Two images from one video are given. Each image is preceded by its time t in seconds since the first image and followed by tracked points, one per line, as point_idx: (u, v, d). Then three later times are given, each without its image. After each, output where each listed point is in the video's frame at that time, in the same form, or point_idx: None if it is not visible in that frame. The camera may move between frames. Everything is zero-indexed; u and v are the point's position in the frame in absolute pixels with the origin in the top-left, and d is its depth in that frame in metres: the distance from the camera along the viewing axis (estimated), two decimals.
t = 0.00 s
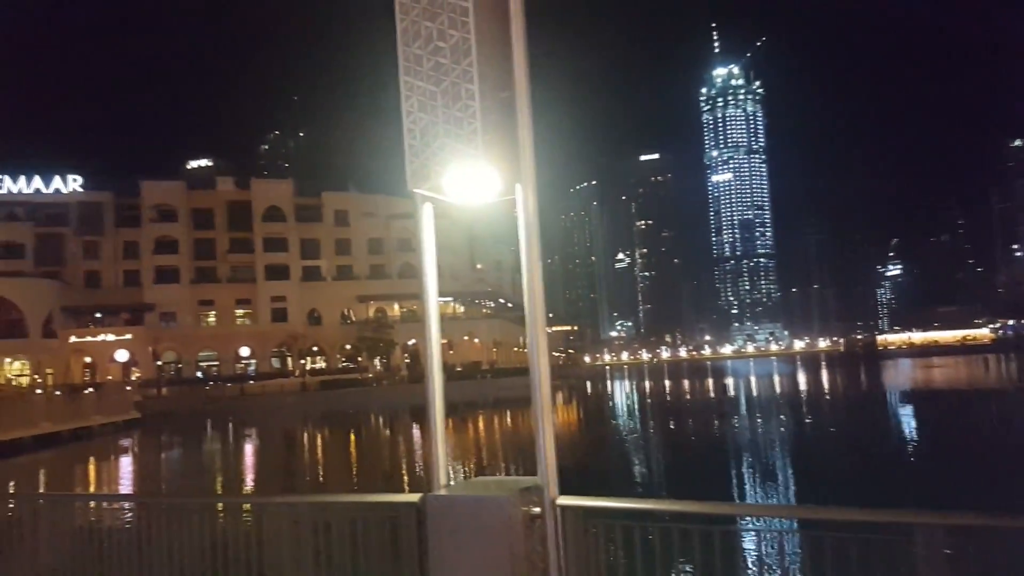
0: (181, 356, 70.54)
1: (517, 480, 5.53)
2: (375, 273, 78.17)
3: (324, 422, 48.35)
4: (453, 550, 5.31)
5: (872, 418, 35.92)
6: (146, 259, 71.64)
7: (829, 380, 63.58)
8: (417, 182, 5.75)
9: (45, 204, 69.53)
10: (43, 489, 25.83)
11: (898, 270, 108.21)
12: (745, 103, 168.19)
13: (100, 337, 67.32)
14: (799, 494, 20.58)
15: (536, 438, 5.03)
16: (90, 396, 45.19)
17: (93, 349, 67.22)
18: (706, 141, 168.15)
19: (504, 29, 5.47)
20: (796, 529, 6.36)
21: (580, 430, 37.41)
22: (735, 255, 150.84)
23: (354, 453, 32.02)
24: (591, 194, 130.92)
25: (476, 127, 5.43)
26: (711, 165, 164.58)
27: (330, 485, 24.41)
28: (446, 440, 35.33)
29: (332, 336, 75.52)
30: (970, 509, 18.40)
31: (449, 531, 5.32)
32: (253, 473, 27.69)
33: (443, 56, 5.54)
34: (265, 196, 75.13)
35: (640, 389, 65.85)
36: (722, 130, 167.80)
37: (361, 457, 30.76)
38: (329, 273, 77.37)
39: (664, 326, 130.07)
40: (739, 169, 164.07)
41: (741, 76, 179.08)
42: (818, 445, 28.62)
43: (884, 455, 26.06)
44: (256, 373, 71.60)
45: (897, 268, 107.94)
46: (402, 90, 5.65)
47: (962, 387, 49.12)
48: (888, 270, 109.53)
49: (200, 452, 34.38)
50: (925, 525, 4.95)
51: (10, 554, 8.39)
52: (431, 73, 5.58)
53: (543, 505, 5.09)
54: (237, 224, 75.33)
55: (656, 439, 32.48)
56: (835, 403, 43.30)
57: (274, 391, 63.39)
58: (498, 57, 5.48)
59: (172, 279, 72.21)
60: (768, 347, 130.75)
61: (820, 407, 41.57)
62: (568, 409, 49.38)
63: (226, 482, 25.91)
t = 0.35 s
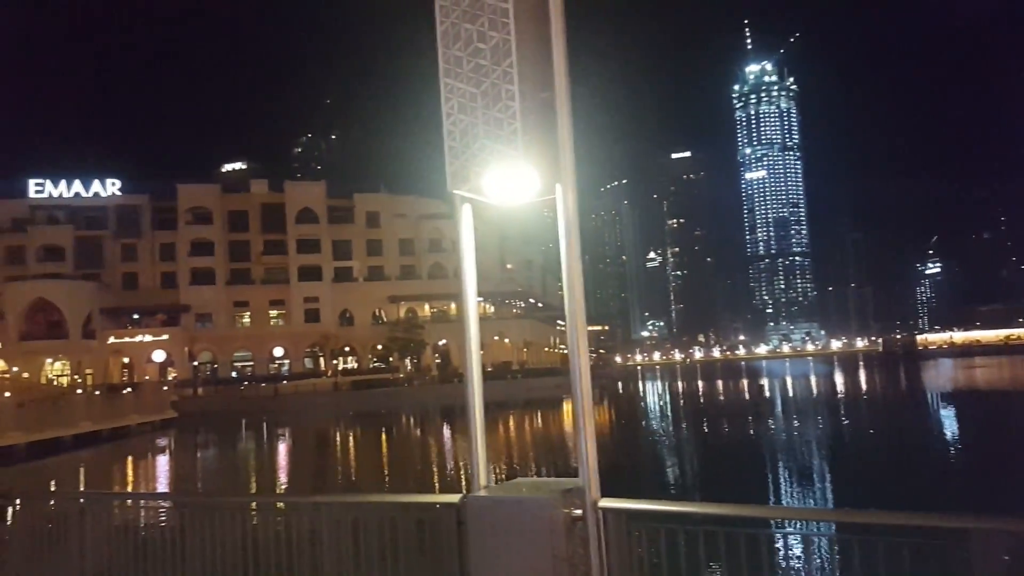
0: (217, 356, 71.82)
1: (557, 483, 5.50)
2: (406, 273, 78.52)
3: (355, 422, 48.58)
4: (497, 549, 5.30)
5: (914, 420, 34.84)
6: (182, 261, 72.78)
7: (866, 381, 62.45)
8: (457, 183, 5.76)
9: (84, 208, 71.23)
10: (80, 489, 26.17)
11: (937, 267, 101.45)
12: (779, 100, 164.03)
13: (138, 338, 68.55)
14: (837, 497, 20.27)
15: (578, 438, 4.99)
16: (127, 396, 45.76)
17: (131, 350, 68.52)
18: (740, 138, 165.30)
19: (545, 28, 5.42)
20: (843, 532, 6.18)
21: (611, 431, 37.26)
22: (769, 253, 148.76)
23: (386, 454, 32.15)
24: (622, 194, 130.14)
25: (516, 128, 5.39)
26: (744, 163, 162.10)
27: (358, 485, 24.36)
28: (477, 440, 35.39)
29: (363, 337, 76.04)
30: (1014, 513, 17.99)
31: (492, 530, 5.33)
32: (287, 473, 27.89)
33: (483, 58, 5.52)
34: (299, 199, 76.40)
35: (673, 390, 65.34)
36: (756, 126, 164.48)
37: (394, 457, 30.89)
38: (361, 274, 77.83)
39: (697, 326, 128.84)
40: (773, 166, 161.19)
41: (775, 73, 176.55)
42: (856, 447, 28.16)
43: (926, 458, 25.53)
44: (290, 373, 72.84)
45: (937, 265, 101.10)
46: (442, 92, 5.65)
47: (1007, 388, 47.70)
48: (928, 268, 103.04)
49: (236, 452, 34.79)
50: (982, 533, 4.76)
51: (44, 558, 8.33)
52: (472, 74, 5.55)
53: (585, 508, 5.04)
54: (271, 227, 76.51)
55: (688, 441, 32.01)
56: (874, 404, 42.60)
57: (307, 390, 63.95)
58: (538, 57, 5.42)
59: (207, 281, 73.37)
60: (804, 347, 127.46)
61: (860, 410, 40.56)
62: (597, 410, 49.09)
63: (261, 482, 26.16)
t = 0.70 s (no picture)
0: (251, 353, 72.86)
1: (597, 481, 5.49)
2: (435, 271, 78.81)
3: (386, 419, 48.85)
4: (534, 549, 5.31)
5: (952, 418, 34.23)
6: (217, 260, 74.18)
7: (904, 379, 61.22)
8: (493, 180, 5.78)
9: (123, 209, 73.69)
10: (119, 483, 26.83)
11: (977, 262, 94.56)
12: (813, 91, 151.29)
13: (173, 336, 69.80)
14: (873, 497, 19.99)
15: (617, 434, 4.99)
16: (165, 392, 46.57)
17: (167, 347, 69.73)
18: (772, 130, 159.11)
19: (582, 23, 5.39)
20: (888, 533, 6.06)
21: (642, 428, 37.18)
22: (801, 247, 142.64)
23: (417, 450, 32.39)
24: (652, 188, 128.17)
25: (553, 124, 5.39)
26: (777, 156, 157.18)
27: (391, 482, 24.58)
28: (507, 437, 35.52)
29: (393, 334, 76.35)
30: None
31: (530, 529, 5.34)
32: (318, 468, 28.39)
33: (520, 54, 5.53)
34: (330, 198, 77.20)
35: (704, 388, 64.78)
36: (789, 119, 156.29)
37: (424, 453, 31.16)
38: (391, 271, 78.26)
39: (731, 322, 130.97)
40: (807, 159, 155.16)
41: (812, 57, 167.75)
42: (893, 446, 27.76)
43: (966, 457, 25.02)
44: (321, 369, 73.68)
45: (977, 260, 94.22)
46: (478, 90, 5.69)
47: None
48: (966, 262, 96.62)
49: (269, 447, 35.25)
50: None
51: (79, 549, 8.28)
52: (509, 71, 5.57)
53: (625, 507, 5.04)
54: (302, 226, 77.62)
55: (719, 439, 31.81)
56: (912, 402, 41.89)
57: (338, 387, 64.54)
58: (576, 55, 5.40)
59: (241, 279, 74.59)
60: (840, 345, 123.62)
61: (899, 408, 39.77)
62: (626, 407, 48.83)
63: (295, 476, 26.58)
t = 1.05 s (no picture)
0: (281, 345, 73.48)
1: (633, 477, 5.45)
2: (462, 265, 78.97)
3: (414, 412, 49.01)
4: (568, 546, 5.30)
5: (989, 417, 33.50)
6: (249, 253, 74.92)
7: (941, 375, 60.08)
8: (528, 174, 5.78)
9: (155, 203, 75.32)
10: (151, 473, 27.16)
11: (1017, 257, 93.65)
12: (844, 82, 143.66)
13: (206, 329, 70.29)
14: (909, 496, 19.74)
15: (653, 427, 4.95)
16: (197, 383, 47.05)
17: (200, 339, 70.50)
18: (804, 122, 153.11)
19: (619, 18, 5.36)
20: (927, 534, 6.00)
21: (671, 424, 37.00)
22: (835, 241, 145.14)
23: (443, 444, 32.29)
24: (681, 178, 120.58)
25: (588, 117, 5.34)
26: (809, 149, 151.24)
27: (418, 476, 24.58)
28: (532, 432, 35.38)
29: (421, 327, 76.44)
30: None
31: (563, 524, 5.34)
32: (345, 461, 28.36)
33: (555, 48, 5.50)
34: (359, 192, 77.81)
35: (736, 383, 64.10)
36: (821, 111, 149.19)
37: (450, 448, 31.05)
38: (418, 265, 78.59)
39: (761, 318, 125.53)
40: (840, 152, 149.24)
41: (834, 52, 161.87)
42: (928, 444, 27.38)
43: (1005, 457, 24.53)
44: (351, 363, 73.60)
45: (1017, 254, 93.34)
46: (513, 82, 5.69)
47: None
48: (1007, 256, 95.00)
49: (298, 440, 35.44)
50: None
51: (114, 541, 8.36)
52: (544, 65, 5.55)
53: (661, 503, 5.01)
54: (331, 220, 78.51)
55: (749, 435, 31.57)
56: (948, 399, 41.13)
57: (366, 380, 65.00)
58: (611, 49, 5.38)
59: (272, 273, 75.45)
60: (874, 339, 123.60)
61: (936, 404, 38.96)
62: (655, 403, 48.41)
63: (323, 469, 26.67)
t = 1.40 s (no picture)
0: (311, 333, 74.02)
1: (665, 465, 5.42)
2: (490, 253, 79.09)
3: (442, 399, 49.26)
4: (600, 535, 5.29)
5: None
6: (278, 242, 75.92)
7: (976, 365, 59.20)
8: (561, 161, 5.75)
9: (187, 193, 76.42)
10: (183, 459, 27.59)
11: None
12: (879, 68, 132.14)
13: (235, 317, 71.23)
14: (941, 485, 19.60)
15: (688, 415, 4.89)
16: (229, 370, 47.68)
17: (232, 327, 71.20)
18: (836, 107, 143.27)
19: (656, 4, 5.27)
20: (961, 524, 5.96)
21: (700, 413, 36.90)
22: (867, 230, 133.27)
23: (471, 431, 32.48)
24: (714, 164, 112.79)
25: (624, 103, 5.27)
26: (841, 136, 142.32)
27: (447, 464, 24.62)
28: (559, 420, 35.43)
29: (449, 316, 76.75)
30: None
31: (595, 512, 5.32)
32: (373, 448, 28.51)
33: (590, 33, 5.43)
34: (388, 181, 78.19)
35: (765, 373, 63.69)
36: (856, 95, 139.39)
37: (478, 436, 31.14)
38: (446, 254, 78.75)
39: (793, 306, 125.64)
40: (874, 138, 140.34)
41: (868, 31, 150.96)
42: (963, 434, 27.06)
43: None
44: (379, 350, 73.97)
45: None
46: (548, 68, 5.63)
47: None
48: None
49: (328, 426, 35.75)
50: None
51: (144, 526, 8.44)
52: (580, 49, 5.48)
53: (695, 491, 4.98)
54: (360, 209, 79.00)
55: (778, 425, 31.37)
56: (983, 390, 40.55)
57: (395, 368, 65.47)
58: (650, 32, 5.27)
59: (302, 262, 76.16)
60: (907, 329, 123.86)
61: (970, 395, 38.40)
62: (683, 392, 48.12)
63: (350, 454, 27.01)
